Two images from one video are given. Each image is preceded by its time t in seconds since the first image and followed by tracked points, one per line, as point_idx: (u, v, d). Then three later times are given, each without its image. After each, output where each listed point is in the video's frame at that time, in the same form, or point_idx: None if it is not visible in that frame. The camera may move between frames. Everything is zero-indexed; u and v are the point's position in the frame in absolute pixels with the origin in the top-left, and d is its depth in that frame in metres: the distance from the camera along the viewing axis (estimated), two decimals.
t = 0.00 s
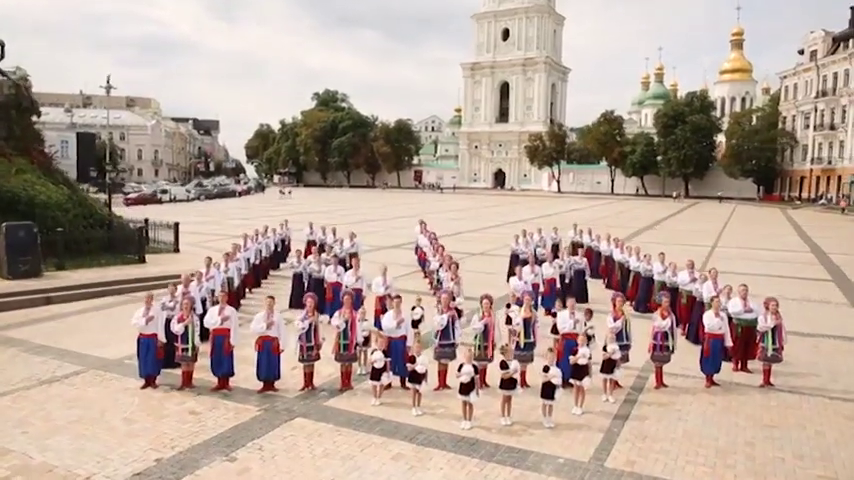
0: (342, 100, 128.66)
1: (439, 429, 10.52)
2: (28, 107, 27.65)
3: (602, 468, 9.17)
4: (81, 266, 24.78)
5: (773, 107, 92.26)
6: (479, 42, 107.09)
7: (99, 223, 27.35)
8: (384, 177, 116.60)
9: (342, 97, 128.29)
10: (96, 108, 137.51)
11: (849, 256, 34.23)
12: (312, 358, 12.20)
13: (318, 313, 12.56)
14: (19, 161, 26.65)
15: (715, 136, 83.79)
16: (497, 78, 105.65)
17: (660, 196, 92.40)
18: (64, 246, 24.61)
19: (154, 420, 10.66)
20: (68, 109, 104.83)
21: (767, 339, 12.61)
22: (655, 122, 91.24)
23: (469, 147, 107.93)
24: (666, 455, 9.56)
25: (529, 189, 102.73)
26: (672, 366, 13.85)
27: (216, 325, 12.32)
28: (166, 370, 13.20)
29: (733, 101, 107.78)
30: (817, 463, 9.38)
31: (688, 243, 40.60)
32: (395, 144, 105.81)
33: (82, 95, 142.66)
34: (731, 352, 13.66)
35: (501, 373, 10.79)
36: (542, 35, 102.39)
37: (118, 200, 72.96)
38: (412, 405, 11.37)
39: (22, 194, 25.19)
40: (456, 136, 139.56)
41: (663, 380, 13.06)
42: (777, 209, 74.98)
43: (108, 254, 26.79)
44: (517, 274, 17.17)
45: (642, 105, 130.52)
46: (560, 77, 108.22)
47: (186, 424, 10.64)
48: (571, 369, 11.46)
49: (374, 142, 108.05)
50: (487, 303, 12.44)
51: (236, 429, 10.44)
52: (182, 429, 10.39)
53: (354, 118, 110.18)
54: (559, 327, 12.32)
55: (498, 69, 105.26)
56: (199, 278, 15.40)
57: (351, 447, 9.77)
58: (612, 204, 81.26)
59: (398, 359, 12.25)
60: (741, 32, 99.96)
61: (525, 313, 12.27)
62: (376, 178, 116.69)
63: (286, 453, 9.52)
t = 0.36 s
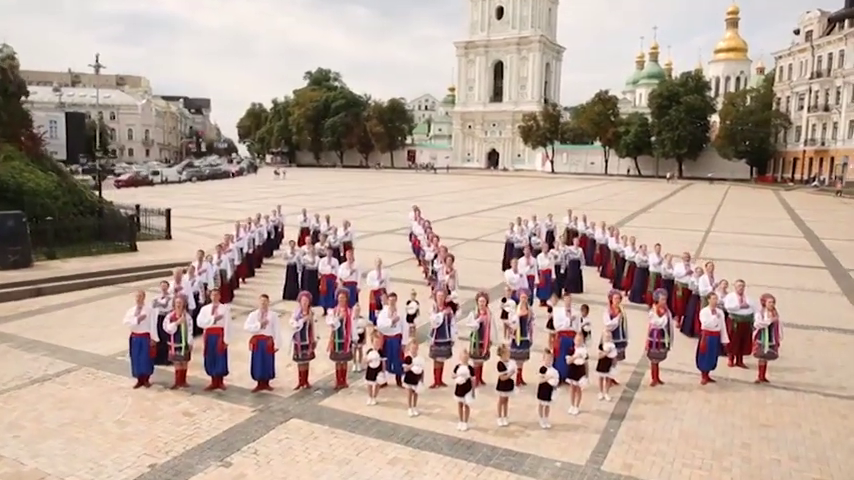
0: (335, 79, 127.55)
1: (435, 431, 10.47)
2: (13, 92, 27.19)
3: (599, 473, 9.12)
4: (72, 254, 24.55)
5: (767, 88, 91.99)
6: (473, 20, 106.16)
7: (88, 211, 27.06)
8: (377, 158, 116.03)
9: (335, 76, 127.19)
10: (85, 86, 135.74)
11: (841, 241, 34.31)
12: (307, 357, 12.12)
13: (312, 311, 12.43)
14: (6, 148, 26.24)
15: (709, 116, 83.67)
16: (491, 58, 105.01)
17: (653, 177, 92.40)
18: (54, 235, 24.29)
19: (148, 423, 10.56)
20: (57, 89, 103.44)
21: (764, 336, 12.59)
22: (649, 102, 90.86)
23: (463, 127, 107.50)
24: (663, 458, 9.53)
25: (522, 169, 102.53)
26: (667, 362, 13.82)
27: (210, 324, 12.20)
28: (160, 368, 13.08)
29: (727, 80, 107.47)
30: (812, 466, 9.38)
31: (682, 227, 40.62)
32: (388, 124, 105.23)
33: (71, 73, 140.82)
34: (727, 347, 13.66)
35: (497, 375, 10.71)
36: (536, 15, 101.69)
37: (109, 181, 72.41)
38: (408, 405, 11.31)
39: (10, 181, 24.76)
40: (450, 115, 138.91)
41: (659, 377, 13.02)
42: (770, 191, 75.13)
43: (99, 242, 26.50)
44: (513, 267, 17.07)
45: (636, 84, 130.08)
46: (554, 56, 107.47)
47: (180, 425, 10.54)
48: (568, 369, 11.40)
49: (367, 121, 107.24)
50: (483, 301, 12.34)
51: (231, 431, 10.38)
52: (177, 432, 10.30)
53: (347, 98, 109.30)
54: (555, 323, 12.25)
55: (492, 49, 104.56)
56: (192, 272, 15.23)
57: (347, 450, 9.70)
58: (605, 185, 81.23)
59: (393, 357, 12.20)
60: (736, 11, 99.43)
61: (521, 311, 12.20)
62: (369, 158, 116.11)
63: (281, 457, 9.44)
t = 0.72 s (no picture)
0: (327, 56, 126.17)
1: (428, 431, 10.42)
2: None
3: (594, 476, 9.10)
4: (61, 242, 24.30)
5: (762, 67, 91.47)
6: None
7: (77, 198, 26.71)
8: (370, 137, 115.21)
9: (327, 54, 125.80)
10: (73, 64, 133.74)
11: (834, 226, 34.31)
12: (300, 354, 12.01)
13: (305, 308, 12.30)
14: None
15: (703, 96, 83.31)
16: (485, 36, 103.98)
17: (647, 157, 92.18)
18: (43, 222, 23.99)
19: (140, 425, 10.45)
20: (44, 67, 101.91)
21: (759, 332, 12.57)
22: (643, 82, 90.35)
23: (456, 106, 106.72)
24: (658, 460, 9.52)
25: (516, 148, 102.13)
26: (662, 357, 13.78)
27: (201, 322, 12.04)
28: (152, 364, 12.96)
29: (722, 59, 106.85)
30: (806, 467, 9.38)
31: (676, 210, 40.51)
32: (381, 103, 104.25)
33: (59, 50, 138.61)
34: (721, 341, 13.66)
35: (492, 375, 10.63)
36: None
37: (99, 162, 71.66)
38: (403, 404, 11.24)
39: None
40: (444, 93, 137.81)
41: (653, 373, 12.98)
42: (762, 172, 75.14)
43: (89, 229, 26.21)
44: (507, 258, 16.92)
45: (630, 62, 129.23)
46: (549, 34, 106.50)
47: (173, 426, 10.45)
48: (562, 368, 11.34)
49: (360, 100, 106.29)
50: (477, 297, 12.25)
51: (224, 432, 10.29)
52: (170, 434, 10.21)
53: (340, 76, 108.16)
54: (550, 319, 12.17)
55: (486, 28, 103.51)
56: (183, 265, 15.02)
57: (341, 453, 9.65)
58: (599, 166, 80.96)
59: (387, 354, 12.11)
60: None
61: (516, 308, 12.10)
62: (362, 137, 115.26)
63: (274, 460, 9.38)
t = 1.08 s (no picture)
0: (322, 36, 124.87)
1: (424, 433, 10.35)
2: None
3: None
4: (53, 231, 24.07)
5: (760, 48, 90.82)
6: None
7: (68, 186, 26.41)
8: (366, 117, 114.47)
9: (322, 33, 124.50)
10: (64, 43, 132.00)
11: (831, 212, 34.25)
12: (295, 352, 11.92)
13: (300, 307, 12.16)
14: None
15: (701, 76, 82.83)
16: (482, 15, 102.91)
17: (644, 138, 91.90)
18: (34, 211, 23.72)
19: (134, 426, 10.37)
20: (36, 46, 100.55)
21: (756, 329, 12.50)
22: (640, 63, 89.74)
23: (452, 86, 105.97)
24: (654, 462, 9.49)
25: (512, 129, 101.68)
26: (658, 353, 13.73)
27: (194, 321, 11.88)
28: (145, 362, 12.86)
29: (720, 39, 106.08)
30: (802, 470, 9.36)
31: (673, 196, 40.39)
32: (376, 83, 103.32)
33: (50, 29, 136.68)
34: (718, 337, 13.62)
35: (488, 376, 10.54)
36: None
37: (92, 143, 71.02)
38: (398, 404, 11.17)
39: None
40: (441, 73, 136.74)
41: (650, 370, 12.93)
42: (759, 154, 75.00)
43: (82, 216, 25.95)
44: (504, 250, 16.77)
45: (628, 42, 128.22)
46: (546, 14, 105.46)
47: (167, 428, 10.38)
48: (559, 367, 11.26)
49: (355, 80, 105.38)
50: (473, 295, 12.13)
51: (218, 433, 10.23)
52: (164, 436, 10.12)
53: (335, 56, 107.11)
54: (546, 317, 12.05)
55: (483, 7, 102.47)
56: (176, 260, 14.84)
57: (336, 456, 9.59)
58: (595, 148, 80.63)
59: (382, 352, 12.00)
60: None
61: (512, 306, 12.00)
62: (358, 118, 114.50)
63: (269, 465, 9.31)
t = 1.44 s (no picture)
0: (320, 15, 123.56)
1: (423, 435, 10.29)
2: None
3: None
4: (48, 220, 23.89)
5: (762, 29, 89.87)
6: None
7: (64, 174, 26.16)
8: (364, 98, 113.70)
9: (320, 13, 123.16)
10: (60, 22, 130.47)
11: (831, 199, 34.11)
12: (293, 351, 11.81)
13: (297, 306, 12.01)
14: None
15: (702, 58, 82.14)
16: None
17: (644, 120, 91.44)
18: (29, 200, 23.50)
19: (131, 428, 10.30)
20: (30, 26, 99.35)
21: (756, 328, 12.40)
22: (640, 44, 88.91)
23: (451, 67, 105.12)
24: (653, 467, 9.43)
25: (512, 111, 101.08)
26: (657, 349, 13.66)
27: (190, 320, 11.75)
28: (141, 360, 12.79)
29: (722, 20, 105.01)
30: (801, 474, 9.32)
31: (673, 181, 40.16)
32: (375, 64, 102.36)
33: (45, 8, 135.02)
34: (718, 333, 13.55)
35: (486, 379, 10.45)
36: None
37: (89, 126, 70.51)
38: (395, 404, 11.09)
39: None
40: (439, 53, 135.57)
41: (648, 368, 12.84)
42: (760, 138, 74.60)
43: (77, 205, 25.74)
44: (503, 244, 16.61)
45: (629, 22, 126.96)
46: None
47: (164, 430, 10.31)
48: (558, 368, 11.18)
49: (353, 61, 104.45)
50: (471, 294, 11.99)
51: (216, 435, 10.18)
52: (159, 439, 10.04)
53: (333, 36, 106.05)
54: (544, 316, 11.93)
55: None
56: (171, 255, 14.67)
57: (333, 460, 9.53)
58: (595, 130, 80.22)
59: (379, 352, 11.89)
60: None
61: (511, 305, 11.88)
62: (356, 99, 113.71)
63: (266, 470, 9.26)
